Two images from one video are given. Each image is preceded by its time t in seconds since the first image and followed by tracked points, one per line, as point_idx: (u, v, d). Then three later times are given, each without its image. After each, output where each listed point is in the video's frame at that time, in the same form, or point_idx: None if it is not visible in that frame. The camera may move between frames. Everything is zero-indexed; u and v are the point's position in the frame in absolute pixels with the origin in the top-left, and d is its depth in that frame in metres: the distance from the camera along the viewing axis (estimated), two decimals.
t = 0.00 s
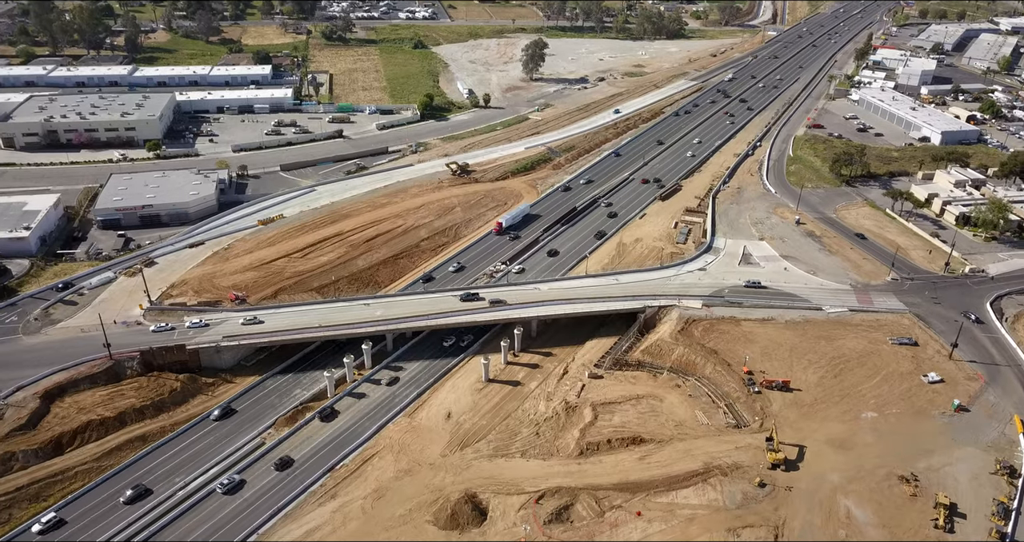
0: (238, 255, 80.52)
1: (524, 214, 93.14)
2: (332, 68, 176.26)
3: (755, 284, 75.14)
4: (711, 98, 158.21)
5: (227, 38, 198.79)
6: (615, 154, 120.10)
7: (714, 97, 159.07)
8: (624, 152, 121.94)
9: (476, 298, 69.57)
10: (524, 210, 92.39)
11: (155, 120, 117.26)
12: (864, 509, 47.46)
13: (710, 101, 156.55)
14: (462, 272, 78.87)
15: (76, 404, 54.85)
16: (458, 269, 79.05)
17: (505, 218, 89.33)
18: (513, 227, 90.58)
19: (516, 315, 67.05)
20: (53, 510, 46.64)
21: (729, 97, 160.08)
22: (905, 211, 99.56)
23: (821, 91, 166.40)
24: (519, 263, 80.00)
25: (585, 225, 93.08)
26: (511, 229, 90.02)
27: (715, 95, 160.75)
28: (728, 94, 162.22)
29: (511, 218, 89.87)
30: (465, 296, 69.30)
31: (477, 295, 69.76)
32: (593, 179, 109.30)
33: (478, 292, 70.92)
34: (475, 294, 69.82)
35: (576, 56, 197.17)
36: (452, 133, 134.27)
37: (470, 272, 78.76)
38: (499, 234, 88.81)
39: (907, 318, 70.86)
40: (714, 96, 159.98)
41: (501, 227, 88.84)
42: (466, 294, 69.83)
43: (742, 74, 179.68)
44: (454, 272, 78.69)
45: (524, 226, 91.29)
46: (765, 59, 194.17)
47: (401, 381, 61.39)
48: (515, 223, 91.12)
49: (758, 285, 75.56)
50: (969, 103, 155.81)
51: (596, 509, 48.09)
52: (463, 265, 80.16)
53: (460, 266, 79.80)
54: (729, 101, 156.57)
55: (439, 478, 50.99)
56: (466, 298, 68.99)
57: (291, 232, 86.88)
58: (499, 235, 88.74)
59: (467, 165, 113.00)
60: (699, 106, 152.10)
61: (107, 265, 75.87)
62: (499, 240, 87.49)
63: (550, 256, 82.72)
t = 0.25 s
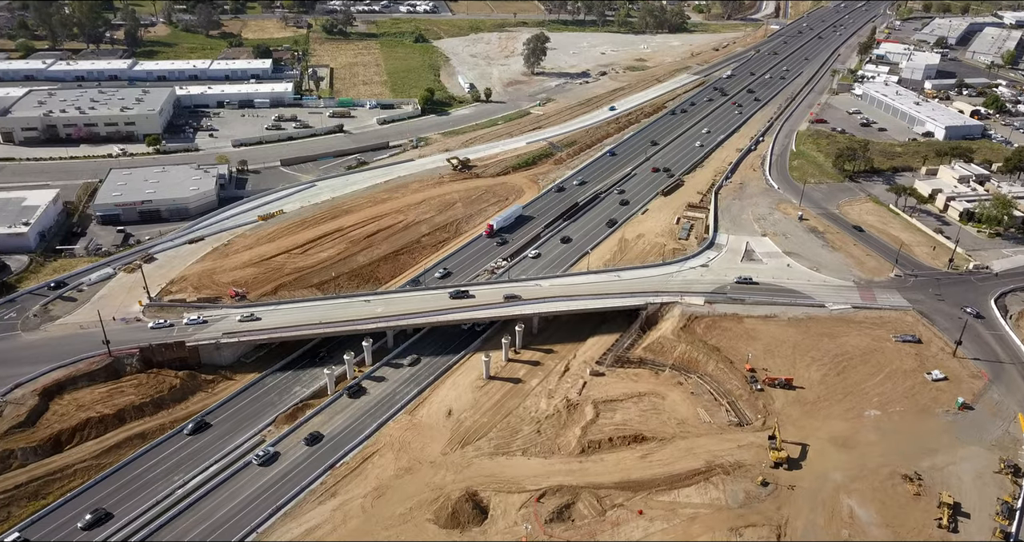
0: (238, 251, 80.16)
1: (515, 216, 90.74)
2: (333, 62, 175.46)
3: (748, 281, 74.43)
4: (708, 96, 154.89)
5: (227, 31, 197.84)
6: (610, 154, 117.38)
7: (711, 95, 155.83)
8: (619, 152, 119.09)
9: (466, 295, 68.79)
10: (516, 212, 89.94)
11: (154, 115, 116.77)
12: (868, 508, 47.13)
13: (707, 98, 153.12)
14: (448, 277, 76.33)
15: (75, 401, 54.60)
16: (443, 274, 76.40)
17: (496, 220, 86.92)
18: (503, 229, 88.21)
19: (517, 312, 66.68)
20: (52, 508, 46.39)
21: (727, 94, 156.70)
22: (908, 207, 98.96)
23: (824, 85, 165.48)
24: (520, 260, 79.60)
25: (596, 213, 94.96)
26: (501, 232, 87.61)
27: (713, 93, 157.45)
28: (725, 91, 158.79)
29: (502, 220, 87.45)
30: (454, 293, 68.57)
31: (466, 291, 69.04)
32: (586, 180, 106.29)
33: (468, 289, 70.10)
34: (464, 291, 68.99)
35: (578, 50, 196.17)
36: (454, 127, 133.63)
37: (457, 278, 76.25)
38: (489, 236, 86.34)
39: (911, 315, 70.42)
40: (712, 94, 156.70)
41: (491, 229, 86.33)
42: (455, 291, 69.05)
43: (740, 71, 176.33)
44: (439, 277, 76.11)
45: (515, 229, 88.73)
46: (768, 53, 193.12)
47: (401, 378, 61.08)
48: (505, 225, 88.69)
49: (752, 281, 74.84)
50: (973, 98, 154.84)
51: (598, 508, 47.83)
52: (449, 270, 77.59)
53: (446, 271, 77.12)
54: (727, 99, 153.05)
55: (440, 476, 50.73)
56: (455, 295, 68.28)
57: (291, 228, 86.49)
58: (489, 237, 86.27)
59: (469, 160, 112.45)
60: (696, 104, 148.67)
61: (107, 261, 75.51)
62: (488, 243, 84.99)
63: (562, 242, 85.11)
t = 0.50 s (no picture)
0: (238, 247, 79.81)
1: (507, 218, 88.40)
2: (333, 56, 174.66)
3: (739, 277, 73.86)
4: (704, 94, 151.31)
5: (227, 25, 196.94)
6: (605, 154, 114.51)
7: (708, 93, 152.22)
8: (614, 152, 116.17)
9: (455, 293, 68.16)
10: (507, 214, 87.54)
11: (154, 110, 116.30)
12: (871, 507, 46.82)
13: (703, 97, 149.49)
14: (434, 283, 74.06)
15: (74, 398, 54.38)
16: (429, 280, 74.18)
17: (486, 223, 84.59)
18: (495, 232, 85.96)
19: (518, 309, 66.30)
20: (51, 506, 46.15)
21: (724, 92, 153.02)
22: (912, 203, 98.37)
23: (827, 80, 164.55)
24: (521, 256, 79.17)
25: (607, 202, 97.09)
26: (492, 235, 85.33)
27: (710, 91, 153.83)
28: (722, 89, 155.23)
29: (493, 223, 85.17)
30: (444, 291, 67.91)
31: (456, 289, 68.40)
32: (578, 181, 103.37)
33: (458, 287, 69.44)
34: (453, 289, 68.35)
35: (580, 44, 195.15)
36: (455, 122, 133.01)
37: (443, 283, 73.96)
38: (479, 240, 84.06)
39: (914, 312, 69.98)
40: (709, 92, 153.08)
41: (481, 233, 84.05)
42: (444, 289, 68.40)
43: (737, 68, 172.72)
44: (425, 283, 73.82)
45: (506, 231, 86.36)
46: (771, 47, 192.04)
47: (402, 375, 60.79)
48: (496, 227, 86.36)
49: (743, 277, 74.32)
50: (977, 92, 153.90)
51: (599, 507, 47.58)
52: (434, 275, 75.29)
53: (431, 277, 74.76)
54: (724, 98, 149.37)
55: (440, 474, 50.47)
56: (445, 293, 67.66)
57: (291, 224, 86.10)
58: (479, 241, 84.00)
59: (470, 155, 111.91)
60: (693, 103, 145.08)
61: (106, 257, 75.19)
62: (477, 246, 82.61)
63: (575, 230, 87.42)
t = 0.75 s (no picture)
0: (238, 243, 79.45)
1: (498, 221, 85.95)
2: (334, 51, 173.89)
3: (729, 273, 73.43)
4: (701, 93, 147.89)
5: (227, 19, 196.12)
6: (600, 154, 111.57)
7: (705, 92, 148.69)
8: (609, 151, 113.16)
9: (445, 290, 67.47)
10: (497, 217, 85.12)
11: (154, 104, 115.80)
12: (875, 507, 46.50)
13: (699, 95, 146.01)
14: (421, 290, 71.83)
15: (73, 395, 54.16)
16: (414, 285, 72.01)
17: (476, 226, 82.11)
18: (485, 234, 83.50)
19: (520, 306, 65.95)
20: (50, 504, 45.90)
21: (722, 90, 149.44)
22: (915, 199, 97.78)
23: (830, 74, 163.65)
24: (523, 252, 78.73)
25: (619, 190, 98.98)
26: (482, 238, 82.87)
27: (707, 89, 150.38)
28: (719, 87, 151.69)
29: (483, 226, 82.71)
30: (433, 288, 67.19)
31: (445, 286, 67.64)
32: (570, 183, 100.23)
33: (448, 284, 68.74)
34: (443, 286, 67.67)
35: (582, 38, 194.20)
36: (456, 117, 132.37)
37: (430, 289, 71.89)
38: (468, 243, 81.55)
39: (918, 309, 69.56)
40: (706, 90, 149.50)
41: (470, 236, 81.57)
42: (434, 286, 67.65)
43: (735, 65, 169.11)
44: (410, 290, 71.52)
45: (496, 234, 83.92)
46: (774, 41, 191.00)
47: (402, 372, 60.48)
48: (487, 230, 83.90)
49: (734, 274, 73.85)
50: (981, 87, 152.97)
51: (601, 506, 47.30)
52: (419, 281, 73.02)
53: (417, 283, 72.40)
54: (721, 97, 145.80)
55: (441, 473, 50.21)
56: (435, 290, 66.91)
57: (292, 219, 85.72)
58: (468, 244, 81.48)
59: (471, 150, 111.37)
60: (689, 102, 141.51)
61: (105, 253, 74.85)
62: (465, 250, 80.06)
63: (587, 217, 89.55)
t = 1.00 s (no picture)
0: (238, 239, 79.11)
1: (489, 223, 83.77)
2: (335, 44, 173.03)
3: (719, 268, 72.91)
4: (698, 91, 144.18)
5: (228, 13, 195.12)
6: (595, 154, 108.81)
7: (702, 90, 144.97)
8: (603, 151, 110.35)
9: (434, 287, 66.89)
10: (488, 220, 82.97)
11: (154, 99, 115.27)
12: (878, 506, 46.19)
13: (696, 94, 142.45)
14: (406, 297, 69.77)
15: (72, 393, 53.94)
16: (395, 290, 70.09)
17: (466, 230, 79.89)
18: (475, 238, 81.20)
19: (521, 303, 65.58)
20: (50, 502, 45.74)
21: (719, 89, 145.68)
22: (919, 195, 97.17)
23: (834, 69, 162.70)
24: (524, 248, 78.30)
25: (629, 179, 100.87)
26: (472, 241, 80.57)
27: (704, 88, 146.70)
28: (716, 86, 147.95)
29: (473, 230, 80.48)
30: (422, 286, 66.60)
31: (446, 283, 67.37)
32: (562, 185, 97.37)
33: (438, 281, 68.22)
34: (433, 283, 67.14)
35: (584, 32, 193.12)
36: (457, 111, 131.68)
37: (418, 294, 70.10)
38: (457, 247, 79.23)
39: (922, 306, 69.12)
40: (703, 89, 145.61)
41: (459, 241, 79.28)
42: (423, 283, 67.07)
43: (734, 63, 165.33)
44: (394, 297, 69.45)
45: (486, 237, 81.67)
46: (777, 35, 189.85)
47: (403, 370, 60.20)
48: (477, 233, 81.63)
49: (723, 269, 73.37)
50: (985, 82, 152.00)
51: (602, 505, 47.03)
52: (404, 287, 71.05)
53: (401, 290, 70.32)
54: (718, 95, 142.01)
55: (442, 471, 49.96)
56: (424, 287, 66.35)
57: (292, 215, 85.32)
58: (458, 248, 79.18)
59: (472, 145, 110.76)
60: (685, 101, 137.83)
61: (105, 248, 74.52)
62: (453, 255, 77.57)
63: (600, 204, 91.82)
